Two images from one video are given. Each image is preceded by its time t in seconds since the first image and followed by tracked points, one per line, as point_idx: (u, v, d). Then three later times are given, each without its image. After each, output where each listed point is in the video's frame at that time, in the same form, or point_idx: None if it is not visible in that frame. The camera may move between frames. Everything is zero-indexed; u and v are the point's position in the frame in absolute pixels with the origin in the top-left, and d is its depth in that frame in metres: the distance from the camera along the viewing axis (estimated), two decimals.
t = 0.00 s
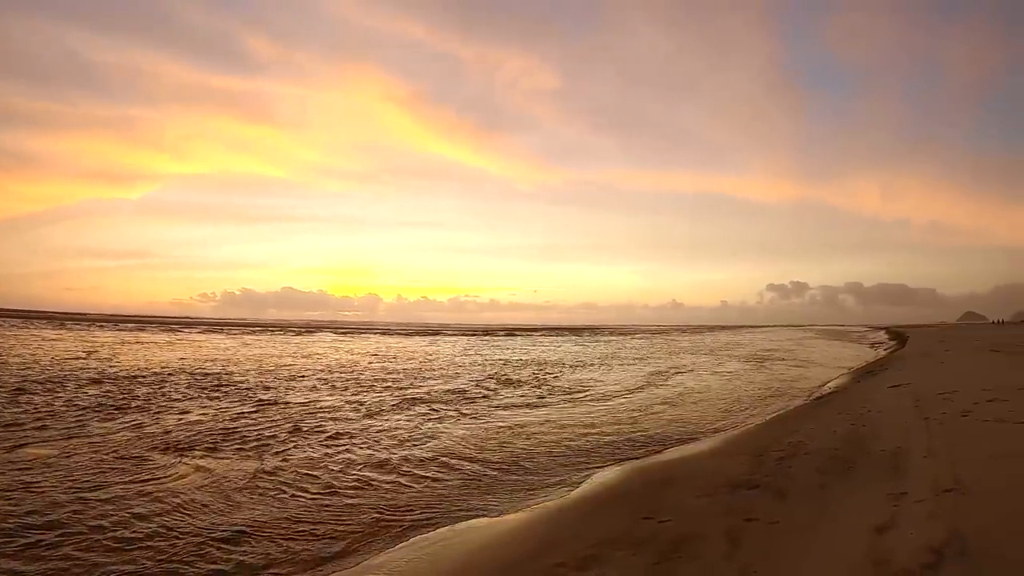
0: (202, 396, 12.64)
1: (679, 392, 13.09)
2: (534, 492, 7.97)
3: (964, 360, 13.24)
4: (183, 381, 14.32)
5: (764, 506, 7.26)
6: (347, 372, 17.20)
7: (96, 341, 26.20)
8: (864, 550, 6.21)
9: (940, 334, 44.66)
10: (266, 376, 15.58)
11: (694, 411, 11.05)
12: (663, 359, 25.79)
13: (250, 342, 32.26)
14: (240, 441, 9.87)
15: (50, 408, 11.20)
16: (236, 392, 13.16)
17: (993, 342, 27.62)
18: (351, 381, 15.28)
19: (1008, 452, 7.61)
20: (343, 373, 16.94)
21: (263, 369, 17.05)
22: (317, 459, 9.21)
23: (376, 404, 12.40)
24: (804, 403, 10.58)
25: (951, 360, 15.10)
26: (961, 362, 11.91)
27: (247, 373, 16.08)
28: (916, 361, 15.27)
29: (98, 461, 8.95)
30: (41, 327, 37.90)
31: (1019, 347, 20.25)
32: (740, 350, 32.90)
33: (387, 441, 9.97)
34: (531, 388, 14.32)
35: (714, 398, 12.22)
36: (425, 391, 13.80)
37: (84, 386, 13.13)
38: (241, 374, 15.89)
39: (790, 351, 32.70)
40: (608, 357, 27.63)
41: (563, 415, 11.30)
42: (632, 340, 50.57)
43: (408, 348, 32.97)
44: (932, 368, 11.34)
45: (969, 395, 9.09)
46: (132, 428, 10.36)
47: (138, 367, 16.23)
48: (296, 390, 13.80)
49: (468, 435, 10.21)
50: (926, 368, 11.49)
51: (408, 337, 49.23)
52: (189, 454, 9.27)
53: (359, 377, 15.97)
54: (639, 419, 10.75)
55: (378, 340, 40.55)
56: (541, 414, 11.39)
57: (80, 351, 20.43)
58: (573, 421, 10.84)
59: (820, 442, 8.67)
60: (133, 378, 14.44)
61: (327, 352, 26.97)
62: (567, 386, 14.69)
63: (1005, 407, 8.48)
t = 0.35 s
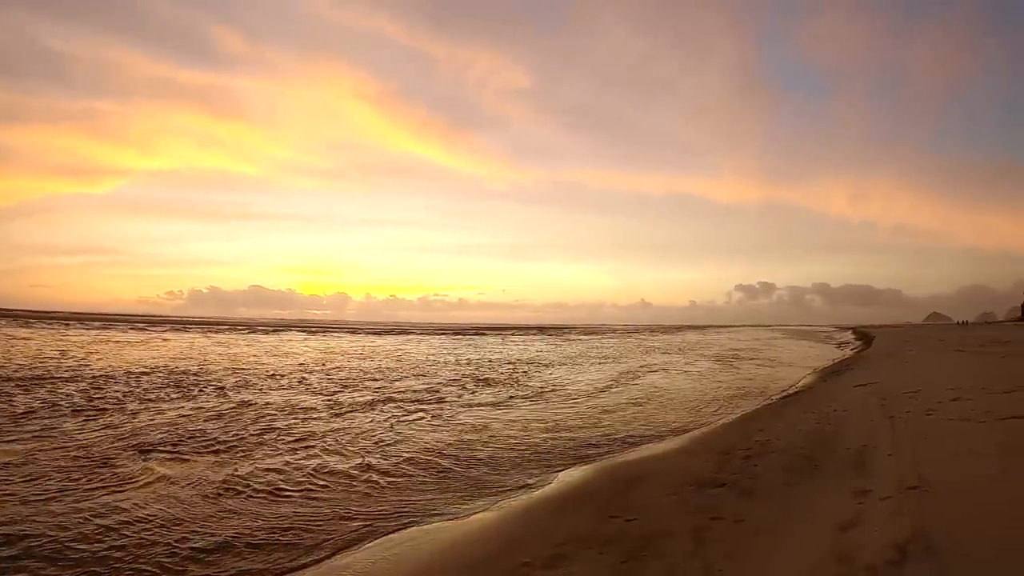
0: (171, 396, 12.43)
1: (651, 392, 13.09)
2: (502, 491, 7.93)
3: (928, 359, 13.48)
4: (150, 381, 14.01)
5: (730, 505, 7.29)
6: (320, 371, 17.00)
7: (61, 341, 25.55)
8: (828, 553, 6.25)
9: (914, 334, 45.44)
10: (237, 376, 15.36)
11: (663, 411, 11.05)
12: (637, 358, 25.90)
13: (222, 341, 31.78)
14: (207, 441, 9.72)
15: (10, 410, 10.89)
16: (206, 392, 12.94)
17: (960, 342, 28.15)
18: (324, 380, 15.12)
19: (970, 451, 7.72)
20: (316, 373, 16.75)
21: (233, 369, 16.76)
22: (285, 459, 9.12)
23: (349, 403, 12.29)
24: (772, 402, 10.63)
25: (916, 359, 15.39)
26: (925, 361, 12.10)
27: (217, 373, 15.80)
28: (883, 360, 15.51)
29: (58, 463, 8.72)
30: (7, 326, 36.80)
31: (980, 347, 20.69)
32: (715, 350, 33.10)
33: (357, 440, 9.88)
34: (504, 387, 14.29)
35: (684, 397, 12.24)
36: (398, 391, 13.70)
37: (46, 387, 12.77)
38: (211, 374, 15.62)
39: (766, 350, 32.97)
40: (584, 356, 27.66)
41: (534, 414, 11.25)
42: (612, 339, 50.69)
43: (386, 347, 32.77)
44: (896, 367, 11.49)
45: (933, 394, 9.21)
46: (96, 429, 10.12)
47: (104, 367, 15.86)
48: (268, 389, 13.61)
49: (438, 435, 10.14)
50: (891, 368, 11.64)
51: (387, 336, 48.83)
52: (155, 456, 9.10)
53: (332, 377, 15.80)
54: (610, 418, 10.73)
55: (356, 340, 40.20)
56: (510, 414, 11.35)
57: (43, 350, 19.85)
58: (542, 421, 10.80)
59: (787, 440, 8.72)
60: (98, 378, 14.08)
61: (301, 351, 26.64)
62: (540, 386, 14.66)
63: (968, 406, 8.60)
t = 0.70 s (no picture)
0: (141, 395, 12.23)
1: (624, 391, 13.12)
2: (470, 490, 7.91)
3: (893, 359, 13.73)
4: (118, 379, 13.73)
5: (697, 503, 7.33)
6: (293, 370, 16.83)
7: (29, 338, 24.93)
8: (793, 555, 6.30)
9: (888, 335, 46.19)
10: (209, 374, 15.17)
11: (633, 410, 11.09)
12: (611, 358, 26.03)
13: (198, 339, 31.36)
14: (177, 441, 9.58)
15: None
16: (177, 391, 12.74)
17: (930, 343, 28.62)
18: (298, 379, 14.98)
19: (935, 452, 7.82)
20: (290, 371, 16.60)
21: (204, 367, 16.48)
22: (255, 458, 9.03)
23: (322, 402, 12.21)
24: (741, 402, 10.70)
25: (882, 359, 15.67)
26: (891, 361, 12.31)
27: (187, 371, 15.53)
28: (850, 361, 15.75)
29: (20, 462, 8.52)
30: None
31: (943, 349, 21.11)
32: (683, 351, 33.29)
33: (328, 440, 9.81)
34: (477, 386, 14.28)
35: (656, 397, 12.29)
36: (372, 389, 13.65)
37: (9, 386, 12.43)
38: (181, 372, 15.36)
39: (743, 351, 33.26)
40: (558, 355, 27.67)
41: (504, 413, 11.25)
42: (592, 338, 50.80)
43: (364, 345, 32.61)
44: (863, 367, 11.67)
45: (899, 394, 9.32)
46: (60, 428, 9.90)
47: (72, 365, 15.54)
48: (241, 388, 13.45)
49: (408, 434, 10.11)
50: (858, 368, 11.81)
51: (366, 335, 48.48)
52: (123, 455, 8.95)
53: (306, 375, 15.66)
54: (580, 418, 10.74)
55: (335, 338, 39.90)
56: (480, 413, 11.34)
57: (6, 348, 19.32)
58: (511, 420, 10.80)
59: (755, 440, 8.77)
60: (63, 376, 13.74)
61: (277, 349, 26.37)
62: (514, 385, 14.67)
63: (934, 407, 8.71)
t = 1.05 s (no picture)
0: (122, 399, 12.11)
1: (606, 392, 13.14)
2: (450, 492, 7.91)
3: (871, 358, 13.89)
4: (97, 383, 13.56)
5: (676, 503, 7.36)
6: (276, 373, 16.70)
7: (9, 343, 24.59)
8: (771, 554, 6.34)
9: (872, 334, 46.69)
10: (192, 377, 15.04)
11: (613, 411, 11.11)
12: (595, 359, 26.14)
13: (183, 342, 31.10)
14: (156, 445, 9.49)
15: None
16: (157, 394, 12.61)
17: (912, 342, 28.95)
18: (281, 382, 14.91)
19: (912, 449, 7.89)
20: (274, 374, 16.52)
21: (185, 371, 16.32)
22: (235, 461, 8.98)
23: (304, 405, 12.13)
24: (721, 401, 10.73)
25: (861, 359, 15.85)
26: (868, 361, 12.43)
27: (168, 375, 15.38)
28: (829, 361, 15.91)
29: None
30: None
31: (921, 348, 21.39)
32: (669, 351, 33.40)
33: (309, 443, 9.76)
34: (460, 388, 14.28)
35: (637, 398, 12.33)
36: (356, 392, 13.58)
37: None
38: (162, 375, 15.20)
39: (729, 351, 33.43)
40: (541, 357, 27.74)
41: (485, 415, 11.26)
42: (581, 338, 50.93)
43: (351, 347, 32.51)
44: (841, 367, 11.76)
45: (877, 393, 9.39)
46: (37, 433, 9.77)
47: (50, 369, 15.34)
48: (222, 391, 13.33)
49: (389, 436, 10.09)
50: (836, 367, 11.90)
51: (354, 337, 48.28)
52: (100, 460, 8.86)
53: (289, 378, 15.57)
54: (561, 419, 10.75)
55: (322, 340, 39.70)
56: (460, 415, 11.33)
57: None
58: (492, 421, 10.80)
59: (734, 439, 8.81)
60: (41, 381, 13.54)
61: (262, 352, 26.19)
62: (496, 386, 14.68)
63: (911, 405, 8.78)
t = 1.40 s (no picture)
0: (109, 402, 12.02)
1: (593, 392, 13.18)
2: (437, 493, 7.90)
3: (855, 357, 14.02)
4: (82, 387, 13.44)
5: (662, 501, 7.39)
6: (264, 375, 16.63)
7: None
8: (758, 552, 6.37)
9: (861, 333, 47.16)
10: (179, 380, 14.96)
11: (600, 411, 11.13)
12: (584, 360, 26.24)
13: (172, 345, 30.91)
14: (142, 448, 9.43)
15: None
16: (144, 398, 12.53)
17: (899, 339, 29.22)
18: (270, 384, 14.85)
19: (897, 445, 7.94)
20: (261, 376, 16.43)
21: (172, 373, 16.20)
22: (222, 464, 8.94)
23: (292, 407, 12.09)
24: (707, 400, 10.76)
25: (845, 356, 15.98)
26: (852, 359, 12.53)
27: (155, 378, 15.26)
28: (814, 359, 15.99)
29: None
30: None
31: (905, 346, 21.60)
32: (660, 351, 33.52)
33: (296, 444, 9.74)
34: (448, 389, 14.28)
35: (624, 397, 12.36)
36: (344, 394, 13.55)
37: None
38: (149, 379, 15.09)
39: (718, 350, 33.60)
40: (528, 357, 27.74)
41: (472, 416, 11.26)
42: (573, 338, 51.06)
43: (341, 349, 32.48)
44: (826, 365, 11.84)
45: (863, 390, 9.44)
46: (21, 437, 9.67)
47: (35, 373, 15.18)
48: (210, 394, 13.27)
49: (376, 437, 10.09)
50: (821, 365, 11.98)
51: (343, 338, 48.03)
52: (86, 464, 8.80)
53: (278, 380, 15.51)
54: (548, 419, 10.77)
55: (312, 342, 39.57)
56: (447, 416, 11.33)
57: None
58: (479, 422, 10.80)
59: (720, 435, 8.83)
60: (25, 385, 13.39)
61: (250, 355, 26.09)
62: (485, 387, 14.68)
63: (896, 401, 8.84)
